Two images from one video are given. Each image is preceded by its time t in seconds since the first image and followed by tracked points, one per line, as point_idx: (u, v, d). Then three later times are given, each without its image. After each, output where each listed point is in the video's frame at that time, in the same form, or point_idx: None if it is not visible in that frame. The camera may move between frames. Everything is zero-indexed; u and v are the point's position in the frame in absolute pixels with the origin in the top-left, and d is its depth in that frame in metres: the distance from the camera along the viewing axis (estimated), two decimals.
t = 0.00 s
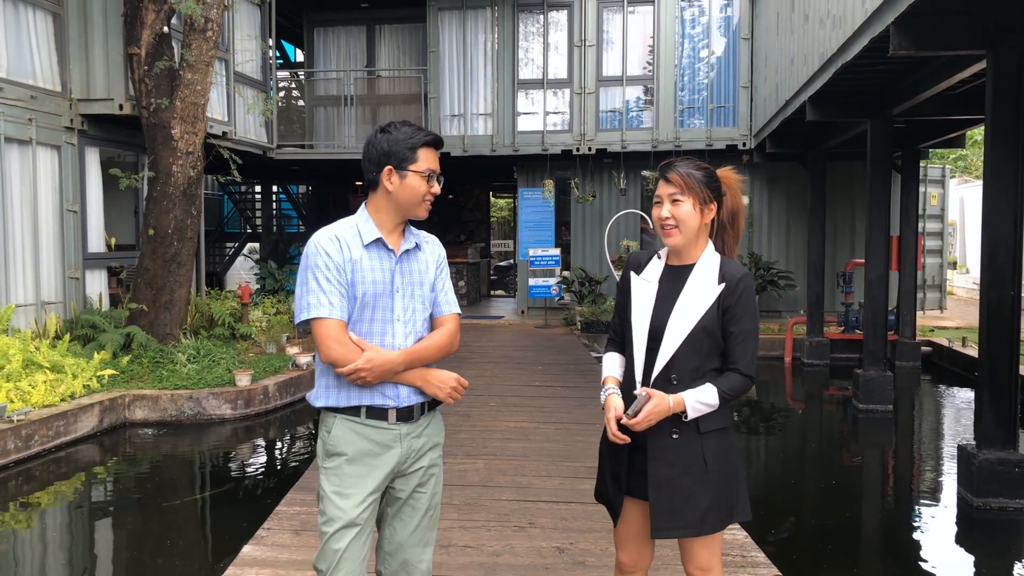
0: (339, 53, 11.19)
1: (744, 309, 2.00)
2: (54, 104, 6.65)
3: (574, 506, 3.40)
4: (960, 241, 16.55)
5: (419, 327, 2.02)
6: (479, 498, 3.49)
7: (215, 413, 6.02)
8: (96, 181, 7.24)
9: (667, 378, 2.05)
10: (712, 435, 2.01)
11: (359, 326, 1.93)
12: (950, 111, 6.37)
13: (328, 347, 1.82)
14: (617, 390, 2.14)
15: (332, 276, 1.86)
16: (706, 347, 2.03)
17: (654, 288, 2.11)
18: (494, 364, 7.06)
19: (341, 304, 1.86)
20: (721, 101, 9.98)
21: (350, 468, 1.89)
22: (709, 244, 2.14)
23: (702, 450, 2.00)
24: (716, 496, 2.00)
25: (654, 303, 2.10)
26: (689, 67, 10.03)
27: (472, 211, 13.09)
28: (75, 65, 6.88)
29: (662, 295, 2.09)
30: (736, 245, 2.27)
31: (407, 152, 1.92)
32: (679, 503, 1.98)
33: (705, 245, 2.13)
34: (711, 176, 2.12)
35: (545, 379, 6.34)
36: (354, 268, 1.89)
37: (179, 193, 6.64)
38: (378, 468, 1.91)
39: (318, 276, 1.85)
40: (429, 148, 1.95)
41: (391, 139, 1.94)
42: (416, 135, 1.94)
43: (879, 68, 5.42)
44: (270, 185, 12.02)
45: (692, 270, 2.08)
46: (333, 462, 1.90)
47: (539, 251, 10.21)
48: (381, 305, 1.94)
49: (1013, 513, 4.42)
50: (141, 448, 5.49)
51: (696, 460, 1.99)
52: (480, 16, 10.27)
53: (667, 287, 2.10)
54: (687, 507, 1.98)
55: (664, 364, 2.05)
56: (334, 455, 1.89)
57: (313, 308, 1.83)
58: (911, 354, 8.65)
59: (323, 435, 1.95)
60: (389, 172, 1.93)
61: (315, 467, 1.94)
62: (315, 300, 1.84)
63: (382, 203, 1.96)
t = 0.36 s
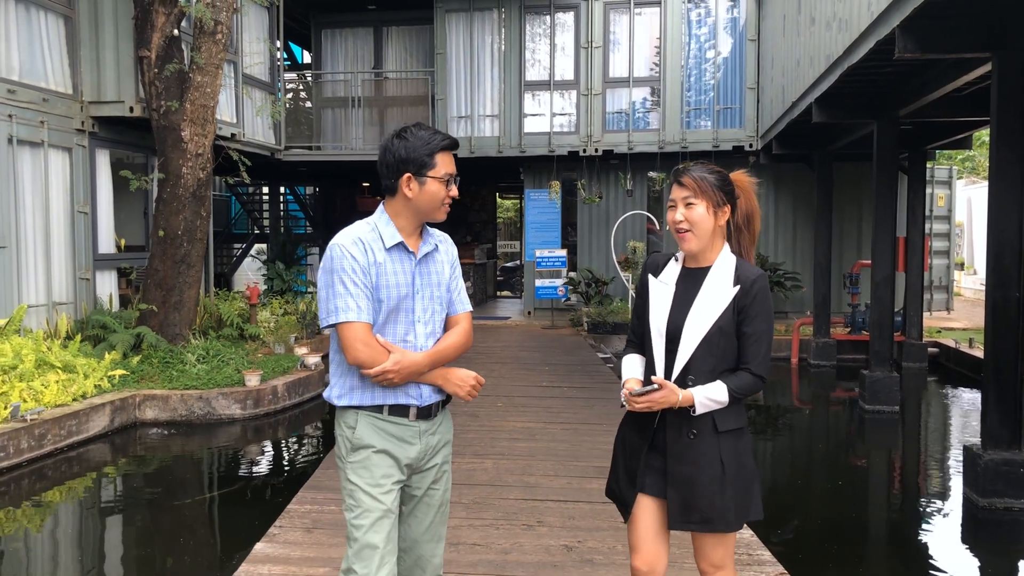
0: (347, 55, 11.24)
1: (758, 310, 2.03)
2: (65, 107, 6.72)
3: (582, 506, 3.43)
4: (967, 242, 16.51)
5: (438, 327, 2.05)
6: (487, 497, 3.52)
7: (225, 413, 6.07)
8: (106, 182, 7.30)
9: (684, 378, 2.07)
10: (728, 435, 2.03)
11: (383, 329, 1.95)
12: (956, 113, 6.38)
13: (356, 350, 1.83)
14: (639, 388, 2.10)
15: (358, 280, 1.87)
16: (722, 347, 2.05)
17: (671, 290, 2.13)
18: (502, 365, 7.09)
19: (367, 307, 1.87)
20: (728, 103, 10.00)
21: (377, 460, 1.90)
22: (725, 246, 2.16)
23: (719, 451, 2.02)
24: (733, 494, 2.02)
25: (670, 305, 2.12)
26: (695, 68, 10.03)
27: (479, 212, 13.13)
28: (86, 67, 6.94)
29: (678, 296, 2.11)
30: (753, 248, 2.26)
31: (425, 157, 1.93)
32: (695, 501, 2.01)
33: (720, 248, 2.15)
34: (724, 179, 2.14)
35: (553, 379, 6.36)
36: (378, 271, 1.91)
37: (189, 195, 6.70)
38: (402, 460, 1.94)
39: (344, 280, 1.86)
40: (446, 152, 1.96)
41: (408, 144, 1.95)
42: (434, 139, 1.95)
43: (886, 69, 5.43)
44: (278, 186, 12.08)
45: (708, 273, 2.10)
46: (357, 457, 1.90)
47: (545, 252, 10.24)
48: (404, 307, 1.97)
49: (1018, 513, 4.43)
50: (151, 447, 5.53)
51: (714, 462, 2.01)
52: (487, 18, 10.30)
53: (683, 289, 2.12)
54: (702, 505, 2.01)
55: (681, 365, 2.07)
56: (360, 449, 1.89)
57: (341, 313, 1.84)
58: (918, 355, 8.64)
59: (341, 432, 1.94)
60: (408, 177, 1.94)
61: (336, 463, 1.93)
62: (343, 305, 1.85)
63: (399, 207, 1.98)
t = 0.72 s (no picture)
0: (352, 57, 11.31)
1: (746, 305, 2.10)
2: (75, 109, 6.79)
3: (587, 503, 3.48)
4: (971, 243, 16.53)
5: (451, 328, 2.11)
6: (494, 495, 3.58)
7: (233, 413, 6.14)
8: (115, 183, 7.38)
9: (680, 376, 2.11)
10: (723, 429, 2.09)
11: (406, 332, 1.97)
12: (959, 115, 6.42)
13: (393, 356, 1.83)
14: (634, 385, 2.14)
15: (385, 285, 1.87)
16: (714, 343, 2.11)
17: (660, 289, 2.17)
18: (507, 365, 7.15)
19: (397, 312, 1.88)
20: (731, 105, 10.05)
21: (409, 467, 1.92)
22: (710, 247, 2.22)
23: (714, 445, 2.08)
24: (729, 486, 2.09)
25: (661, 304, 2.16)
26: (699, 70, 10.08)
27: (483, 213, 13.19)
28: (96, 70, 7.02)
29: (669, 296, 2.16)
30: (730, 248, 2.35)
31: (434, 160, 1.95)
32: (693, 495, 2.06)
33: (705, 248, 2.21)
34: (710, 181, 2.22)
35: (557, 379, 6.42)
36: (400, 276, 1.93)
37: (197, 197, 6.78)
38: (431, 465, 1.96)
39: (372, 286, 1.86)
40: (453, 154, 1.98)
41: (417, 147, 1.96)
42: (442, 141, 1.97)
43: (888, 72, 5.48)
44: (284, 187, 12.15)
45: (696, 272, 2.16)
46: (390, 463, 1.90)
47: (550, 253, 10.29)
48: (423, 309, 2.01)
49: (1018, 512, 4.48)
50: (160, 446, 5.60)
51: (711, 455, 2.07)
52: (492, 20, 10.35)
53: (673, 288, 2.17)
54: (700, 498, 2.06)
55: (676, 362, 2.12)
56: (394, 456, 1.89)
57: (374, 320, 1.84)
58: (920, 356, 8.68)
59: (369, 439, 1.93)
60: (417, 180, 1.96)
61: (364, 471, 1.92)
62: (375, 311, 1.84)
63: (409, 211, 1.99)
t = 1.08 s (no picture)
0: (352, 60, 11.38)
1: (723, 304, 2.19)
2: (77, 113, 6.85)
3: (585, 500, 3.54)
4: (966, 245, 16.66)
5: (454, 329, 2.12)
6: (493, 493, 3.64)
7: (235, 413, 6.20)
8: (117, 186, 7.44)
9: (665, 373, 2.19)
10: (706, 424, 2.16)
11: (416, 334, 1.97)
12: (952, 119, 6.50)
13: (409, 356, 1.84)
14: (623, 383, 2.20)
15: (397, 287, 1.88)
16: (695, 341, 2.18)
17: (641, 291, 2.24)
18: (505, 366, 7.21)
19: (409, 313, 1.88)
20: (728, 108, 10.13)
21: (425, 470, 1.92)
22: (686, 249, 2.29)
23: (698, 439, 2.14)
24: (713, 478, 2.16)
25: (643, 305, 2.23)
26: (696, 73, 10.16)
27: (482, 215, 13.26)
28: (98, 74, 7.08)
29: (650, 297, 2.23)
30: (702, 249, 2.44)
31: (438, 164, 1.93)
32: (680, 487, 2.13)
33: (682, 250, 2.28)
34: (682, 187, 2.29)
35: (555, 380, 6.48)
36: (408, 277, 1.93)
37: (199, 199, 6.84)
38: (445, 467, 1.97)
39: (385, 287, 1.85)
40: (455, 158, 1.97)
41: (421, 150, 1.93)
42: (445, 145, 1.94)
43: (882, 77, 5.56)
44: (283, 190, 12.19)
45: (675, 273, 2.23)
46: (407, 466, 1.90)
47: (548, 255, 10.35)
48: (430, 310, 2.01)
49: (1009, 510, 4.56)
50: (162, 446, 5.66)
51: (694, 449, 2.14)
52: (490, 24, 10.42)
53: (653, 289, 2.23)
54: (687, 491, 2.13)
55: (661, 361, 2.19)
56: (412, 459, 1.89)
57: (390, 320, 1.84)
58: (915, 356, 8.75)
59: (385, 441, 1.91)
60: (421, 183, 1.94)
61: (379, 474, 1.91)
62: (389, 313, 1.84)
63: (411, 214, 1.98)
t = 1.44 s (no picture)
0: (334, 64, 11.40)
1: (693, 305, 2.26)
2: (58, 115, 6.83)
3: (565, 499, 3.62)
4: (940, 247, 16.96)
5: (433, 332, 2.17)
6: (475, 492, 3.70)
7: (217, 416, 6.21)
8: (98, 188, 7.42)
9: (640, 373, 2.27)
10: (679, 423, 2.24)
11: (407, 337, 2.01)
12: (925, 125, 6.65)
13: (410, 359, 1.87)
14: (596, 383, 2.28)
15: (393, 290, 1.90)
16: (668, 342, 2.26)
17: (615, 295, 2.32)
18: (487, 368, 7.27)
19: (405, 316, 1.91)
20: (707, 113, 10.27)
21: (418, 474, 1.96)
22: (657, 253, 2.38)
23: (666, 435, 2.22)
24: (686, 475, 2.24)
25: (616, 308, 2.31)
26: (676, 78, 10.31)
27: (464, 218, 13.32)
28: (79, 77, 7.07)
29: (622, 300, 2.31)
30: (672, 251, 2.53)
31: (421, 168, 1.99)
32: (655, 484, 2.21)
33: (653, 254, 2.37)
34: (652, 193, 2.37)
35: (537, 381, 6.56)
36: (400, 281, 1.96)
37: (181, 202, 6.84)
38: (434, 470, 2.03)
39: (384, 291, 1.87)
40: (435, 164, 2.04)
41: (404, 155, 1.98)
42: (427, 151, 2.01)
43: (855, 84, 5.69)
44: (265, 192, 12.17)
45: (646, 276, 2.31)
46: (402, 471, 1.93)
47: (530, 257, 10.41)
48: (417, 313, 2.05)
49: (978, 506, 4.69)
50: (144, 449, 5.66)
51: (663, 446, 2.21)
52: (472, 28, 10.49)
53: (626, 292, 2.32)
54: (662, 488, 2.21)
55: (635, 362, 2.27)
56: (407, 464, 1.94)
57: (391, 323, 1.86)
58: (890, 358, 8.90)
59: (380, 447, 1.94)
60: (405, 188, 1.99)
61: (373, 479, 1.94)
62: (390, 316, 1.86)
63: (394, 218, 2.02)
